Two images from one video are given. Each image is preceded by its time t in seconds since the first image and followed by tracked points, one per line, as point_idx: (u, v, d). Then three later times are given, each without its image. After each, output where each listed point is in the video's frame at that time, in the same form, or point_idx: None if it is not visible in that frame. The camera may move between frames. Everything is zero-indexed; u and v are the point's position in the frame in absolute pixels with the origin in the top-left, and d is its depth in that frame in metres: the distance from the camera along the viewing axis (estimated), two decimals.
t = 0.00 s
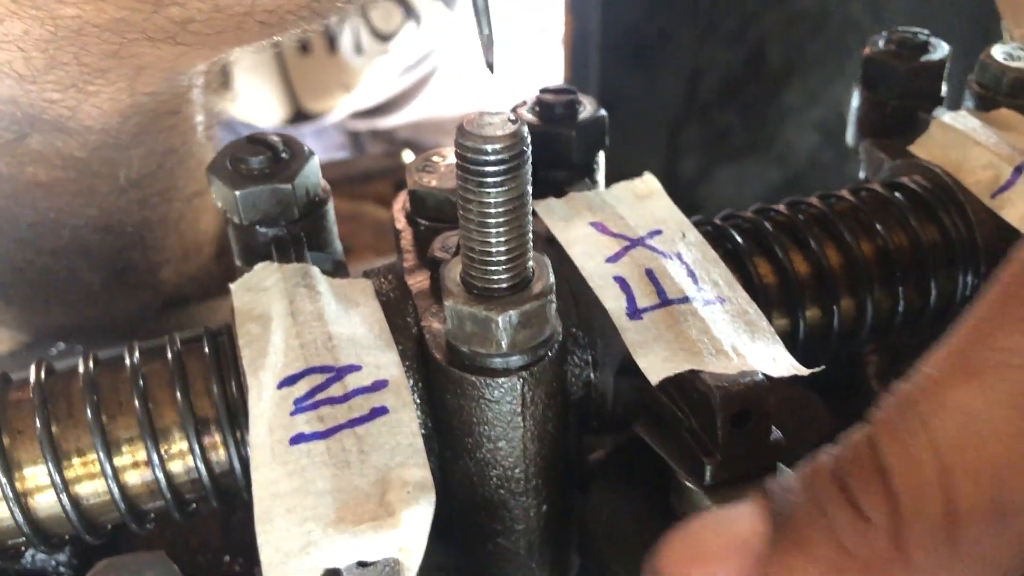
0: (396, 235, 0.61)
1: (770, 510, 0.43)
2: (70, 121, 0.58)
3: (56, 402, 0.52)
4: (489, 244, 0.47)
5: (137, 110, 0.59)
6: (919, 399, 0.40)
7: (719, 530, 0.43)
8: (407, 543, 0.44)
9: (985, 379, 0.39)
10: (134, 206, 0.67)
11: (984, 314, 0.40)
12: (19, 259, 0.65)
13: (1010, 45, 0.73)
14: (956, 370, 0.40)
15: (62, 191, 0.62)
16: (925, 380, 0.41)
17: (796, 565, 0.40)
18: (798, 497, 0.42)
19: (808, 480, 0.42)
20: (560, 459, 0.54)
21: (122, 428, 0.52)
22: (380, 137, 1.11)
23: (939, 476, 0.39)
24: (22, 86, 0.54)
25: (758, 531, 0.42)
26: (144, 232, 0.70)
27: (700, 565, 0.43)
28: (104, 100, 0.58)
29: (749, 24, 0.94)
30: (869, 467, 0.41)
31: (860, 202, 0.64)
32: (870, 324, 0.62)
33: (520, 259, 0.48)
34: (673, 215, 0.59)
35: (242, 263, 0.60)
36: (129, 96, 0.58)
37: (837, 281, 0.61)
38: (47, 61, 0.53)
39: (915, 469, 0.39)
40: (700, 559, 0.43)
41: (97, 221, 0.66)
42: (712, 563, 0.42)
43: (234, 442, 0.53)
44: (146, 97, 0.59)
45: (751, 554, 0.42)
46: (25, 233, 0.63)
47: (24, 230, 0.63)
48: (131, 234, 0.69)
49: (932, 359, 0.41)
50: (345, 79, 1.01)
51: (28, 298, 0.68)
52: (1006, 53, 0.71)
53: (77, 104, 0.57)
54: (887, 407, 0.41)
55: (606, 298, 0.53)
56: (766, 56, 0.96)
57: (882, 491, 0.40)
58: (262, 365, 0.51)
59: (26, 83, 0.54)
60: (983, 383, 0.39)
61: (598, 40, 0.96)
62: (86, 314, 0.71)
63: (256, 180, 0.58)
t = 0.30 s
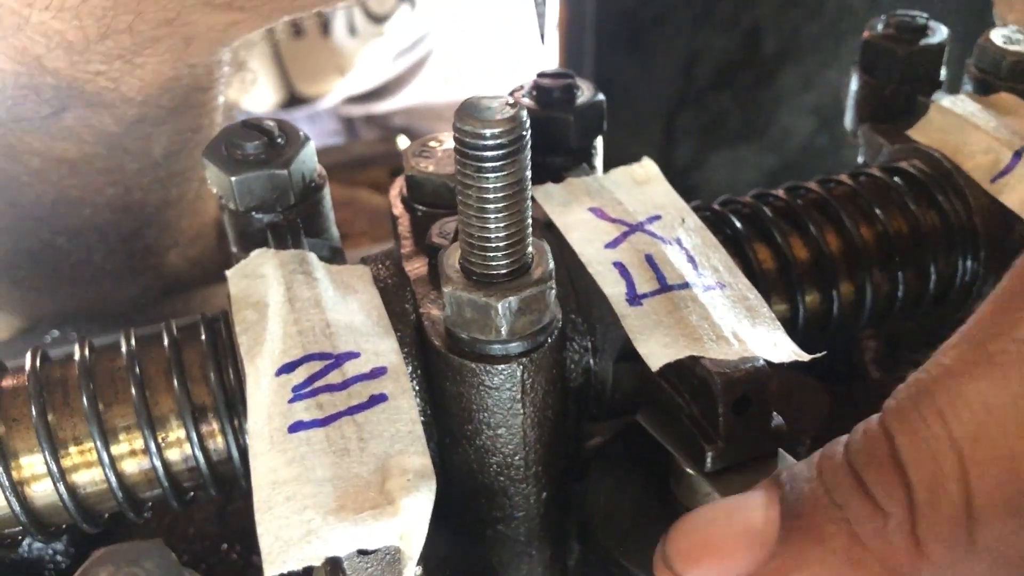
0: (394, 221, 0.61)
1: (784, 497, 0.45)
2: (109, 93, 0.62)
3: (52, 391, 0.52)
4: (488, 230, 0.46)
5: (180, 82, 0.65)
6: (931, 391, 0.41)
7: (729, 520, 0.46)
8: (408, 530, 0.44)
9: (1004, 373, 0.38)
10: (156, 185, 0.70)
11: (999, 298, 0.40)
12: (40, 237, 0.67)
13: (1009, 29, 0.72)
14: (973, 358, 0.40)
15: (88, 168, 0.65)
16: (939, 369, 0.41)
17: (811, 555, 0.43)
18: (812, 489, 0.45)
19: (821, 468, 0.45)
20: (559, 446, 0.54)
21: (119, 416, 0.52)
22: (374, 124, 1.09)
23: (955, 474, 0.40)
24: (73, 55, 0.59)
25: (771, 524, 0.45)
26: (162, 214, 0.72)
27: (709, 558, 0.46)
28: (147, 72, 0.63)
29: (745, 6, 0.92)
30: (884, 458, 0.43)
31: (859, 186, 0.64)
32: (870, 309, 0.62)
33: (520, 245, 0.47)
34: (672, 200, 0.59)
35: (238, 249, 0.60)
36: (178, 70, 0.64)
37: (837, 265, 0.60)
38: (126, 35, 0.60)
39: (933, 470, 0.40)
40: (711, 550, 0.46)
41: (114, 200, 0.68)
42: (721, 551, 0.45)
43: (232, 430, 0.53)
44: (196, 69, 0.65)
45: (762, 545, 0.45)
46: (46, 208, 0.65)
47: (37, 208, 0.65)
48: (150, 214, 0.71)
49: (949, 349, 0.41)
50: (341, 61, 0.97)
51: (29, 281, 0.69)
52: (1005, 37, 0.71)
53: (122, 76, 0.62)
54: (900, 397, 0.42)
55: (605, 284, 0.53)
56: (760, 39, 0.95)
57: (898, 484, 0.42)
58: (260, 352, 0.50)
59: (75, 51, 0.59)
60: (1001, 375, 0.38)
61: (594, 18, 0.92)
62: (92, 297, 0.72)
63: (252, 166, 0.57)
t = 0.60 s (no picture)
0: (396, 214, 0.61)
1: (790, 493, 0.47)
2: (136, 83, 0.66)
3: (51, 388, 0.51)
4: (493, 225, 0.46)
5: (206, 73, 0.68)
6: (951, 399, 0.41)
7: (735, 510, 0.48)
8: (412, 528, 0.44)
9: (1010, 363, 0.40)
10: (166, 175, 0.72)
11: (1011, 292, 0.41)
12: (54, 228, 0.70)
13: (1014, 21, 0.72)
14: (980, 350, 0.41)
15: (106, 160, 0.68)
16: (953, 368, 0.42)
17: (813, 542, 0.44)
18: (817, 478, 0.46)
19: (828, 461, 0.46)
20: (563, 441, 0.54)
21: (119, 413, 0.51)
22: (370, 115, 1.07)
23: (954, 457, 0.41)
24: (106, 41, 0.63)
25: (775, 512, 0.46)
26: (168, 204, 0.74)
27: (714, 545, 0.47)
28: (172, 62, 0.66)
29: None
30: (889, 451, 0.43)
31: (864, 178, 0.64)
32: (874, 303, 0.62)
33: (525, 239, 0.47)
34: (676, 193, 0.58)
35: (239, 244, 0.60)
36: (204, 60, 0.68)
37: (841, 259, 0.60)
38: (166, 21, 0.65)
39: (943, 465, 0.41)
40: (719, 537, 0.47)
41: (129, 192, 0.71)
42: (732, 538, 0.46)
43: (233, 426, 0.52)
44: (224, 59, 0.69)
45: (767, 531, 0.46)
46: (60, 198, 0.68)
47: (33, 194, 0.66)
48: (161, 204, 0.74)
49: (961, 348, 0.42)
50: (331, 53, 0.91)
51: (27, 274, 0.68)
52: (1011, 28, 0.70)
53: (149, 64, 0.66)
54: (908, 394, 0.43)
55: (610, 279, 0.52)
56: (760, 30, 0.93)
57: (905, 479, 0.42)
58: (261, 347, 0.50)
59: (109, 37, 0.63)
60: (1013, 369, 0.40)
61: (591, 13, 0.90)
62: (102, 288, 0.76)
63: (252, 160, 0.57)
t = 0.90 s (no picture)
0: (389, 203, 0.61)
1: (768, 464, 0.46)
2: (145, 79, 0.68)
3: (44, 375, 0.51)
4: (485, 212, 0.45)
5: (214, 72, 0.71)
6: (912, 350, 0.43)
7: (712, 481, 0.47)
8: (404, 515, 0.44)
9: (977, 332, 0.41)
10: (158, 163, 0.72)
11: (986, 261, 0.42)
12: (56, 220, 0.71)
13: (1008, 9, 0.72)
14: (954, 321, 0.42)
15: (110, 156, 0.71)
16: (920, 331, 0.43)
17: (789, 511, 0.44)
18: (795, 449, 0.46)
19: (805, 434, 0.46)
20: (556, 430, 0.54)
21: (111, 401, 0.51)
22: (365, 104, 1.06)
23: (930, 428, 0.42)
24: (117, 36, 0.66)
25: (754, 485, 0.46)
26: (160, 193, 0.74)
27: (694, 520, 0.46)
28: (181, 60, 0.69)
29: None
30: (862, 416, 0.45)
31: (858, 166, 0.64)
32: (867, 292, 0.62)
33: (518, 227, 0.47)
34: (670, 182, 0.58)
35: (232, 232, 0.60)
36: (216, 59, 0.70)
37: (835, 248, 0.60)
38: (179, 18, 0.67)
39: (907, 423, 0.43)
40: (699, 512, 0.46)
41: (133, 187, 0.73)
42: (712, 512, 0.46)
43: (226, 414, 0.52)
44: (234, 59, 0.71)
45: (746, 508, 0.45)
46: (64, 190, 0.70)
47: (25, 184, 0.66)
48: (166, 199, 0.75)
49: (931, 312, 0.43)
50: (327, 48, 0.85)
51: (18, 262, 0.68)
52: (1006, 17, 0.71)
53: (160, 61, 0.68)
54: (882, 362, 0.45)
55: (603, 267, 0.52)
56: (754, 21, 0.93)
57: (874, 439, 0.44)
58: (254, 335, 0.50)
59: (122, 31, 0.66)
60: None
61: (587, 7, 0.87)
62: (98, 279, 0.76)
63: (245, 147, 0.57)
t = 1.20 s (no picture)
0: (387, 198, 0.61)
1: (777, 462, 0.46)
2: (157, 80, 0.68)
3: (40, 371, 0.51)
4: (482, 207, 0.45)
5: (227, 73, 0.71)
6: (924, 351, 0.42)
7: (723, 479, 0.46)
8: (401, 510, 0.43)
9: (992, 332, 0.40)
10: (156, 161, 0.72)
11: (997, 259, 0.41)
12: (57, 218, 0.71)
13: (1006, 6, 0.72)
14: (966, 322, 0.41)
15: (118, 157, 0.71)
16: (932, 331, 0.42)
17: (800, 513, 0.43)
18: (806, 450, 0.45)
19: (816, 434, 0.45)
20: (553, 426, 0.54)
21: (108, 396, 0.51)
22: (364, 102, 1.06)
23: (942, 430, 0.41)
24: (130, 38, 0.66)
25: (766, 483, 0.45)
26: (158, 187, 0.74)
27: (704, 517, 0.45)
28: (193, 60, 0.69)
29: None
30: (874, 416, 0.44)
31: (855, 162, 0.64)
32: (864, 288, 0.62)
33: (515, 222, 0.47)
34: (667, 178, 0.58)
35: (229, 228, 0.60)
36: (227, 60, 0.70)
37: (832, 244, 0.60)
38: (192, 17, 0.67)
39: (921, 425, 0.42)
40: (709, 509, 0.45)
41: (139, 188, 0.73)
42: (722, 509, 0.45)
43: (223, 410, 0.52)
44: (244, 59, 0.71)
45: (755, 505, 0.44)
46: (71, 191, 0.71)
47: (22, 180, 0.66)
48: (170, 199, 0.75)
49: (942, 312, 0.43)
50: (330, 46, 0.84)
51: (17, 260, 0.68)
52: (1004, 13, 0.71)
53: (172, 62, 0.68)
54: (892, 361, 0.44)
55: (601, 262, 0.52)
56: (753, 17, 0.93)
57: (886, 440, 0.43)
58: (252, 331, 0.50)
59: (134, 33, 0.66)
60: None
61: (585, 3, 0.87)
62: (98, 277, 0.75)
63: (241, 143, 0.57)
